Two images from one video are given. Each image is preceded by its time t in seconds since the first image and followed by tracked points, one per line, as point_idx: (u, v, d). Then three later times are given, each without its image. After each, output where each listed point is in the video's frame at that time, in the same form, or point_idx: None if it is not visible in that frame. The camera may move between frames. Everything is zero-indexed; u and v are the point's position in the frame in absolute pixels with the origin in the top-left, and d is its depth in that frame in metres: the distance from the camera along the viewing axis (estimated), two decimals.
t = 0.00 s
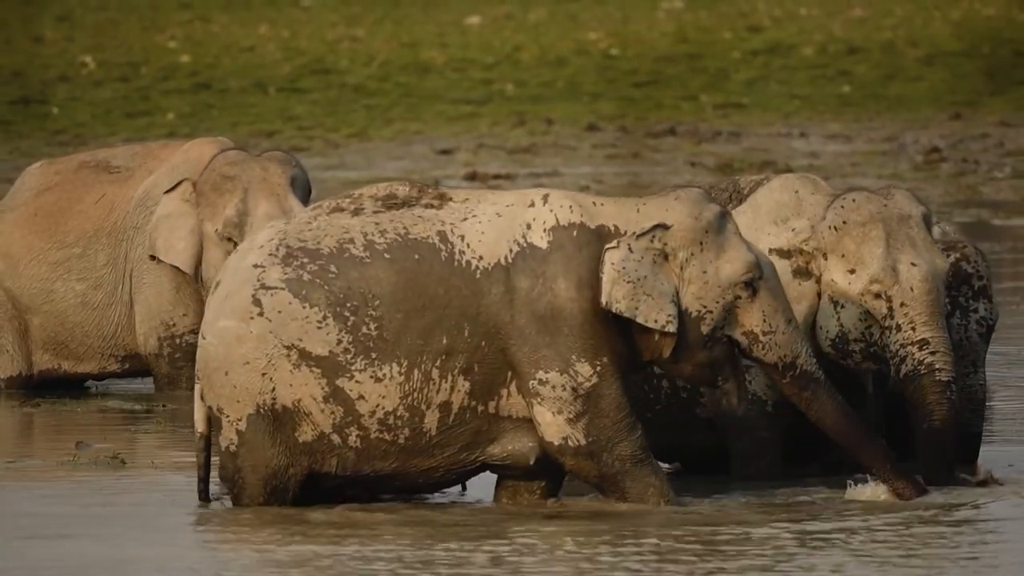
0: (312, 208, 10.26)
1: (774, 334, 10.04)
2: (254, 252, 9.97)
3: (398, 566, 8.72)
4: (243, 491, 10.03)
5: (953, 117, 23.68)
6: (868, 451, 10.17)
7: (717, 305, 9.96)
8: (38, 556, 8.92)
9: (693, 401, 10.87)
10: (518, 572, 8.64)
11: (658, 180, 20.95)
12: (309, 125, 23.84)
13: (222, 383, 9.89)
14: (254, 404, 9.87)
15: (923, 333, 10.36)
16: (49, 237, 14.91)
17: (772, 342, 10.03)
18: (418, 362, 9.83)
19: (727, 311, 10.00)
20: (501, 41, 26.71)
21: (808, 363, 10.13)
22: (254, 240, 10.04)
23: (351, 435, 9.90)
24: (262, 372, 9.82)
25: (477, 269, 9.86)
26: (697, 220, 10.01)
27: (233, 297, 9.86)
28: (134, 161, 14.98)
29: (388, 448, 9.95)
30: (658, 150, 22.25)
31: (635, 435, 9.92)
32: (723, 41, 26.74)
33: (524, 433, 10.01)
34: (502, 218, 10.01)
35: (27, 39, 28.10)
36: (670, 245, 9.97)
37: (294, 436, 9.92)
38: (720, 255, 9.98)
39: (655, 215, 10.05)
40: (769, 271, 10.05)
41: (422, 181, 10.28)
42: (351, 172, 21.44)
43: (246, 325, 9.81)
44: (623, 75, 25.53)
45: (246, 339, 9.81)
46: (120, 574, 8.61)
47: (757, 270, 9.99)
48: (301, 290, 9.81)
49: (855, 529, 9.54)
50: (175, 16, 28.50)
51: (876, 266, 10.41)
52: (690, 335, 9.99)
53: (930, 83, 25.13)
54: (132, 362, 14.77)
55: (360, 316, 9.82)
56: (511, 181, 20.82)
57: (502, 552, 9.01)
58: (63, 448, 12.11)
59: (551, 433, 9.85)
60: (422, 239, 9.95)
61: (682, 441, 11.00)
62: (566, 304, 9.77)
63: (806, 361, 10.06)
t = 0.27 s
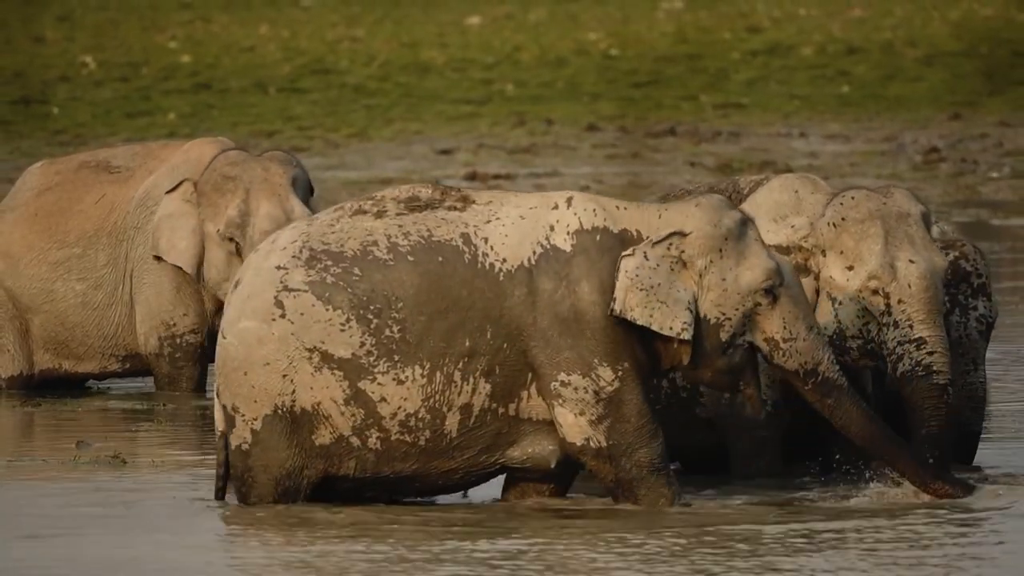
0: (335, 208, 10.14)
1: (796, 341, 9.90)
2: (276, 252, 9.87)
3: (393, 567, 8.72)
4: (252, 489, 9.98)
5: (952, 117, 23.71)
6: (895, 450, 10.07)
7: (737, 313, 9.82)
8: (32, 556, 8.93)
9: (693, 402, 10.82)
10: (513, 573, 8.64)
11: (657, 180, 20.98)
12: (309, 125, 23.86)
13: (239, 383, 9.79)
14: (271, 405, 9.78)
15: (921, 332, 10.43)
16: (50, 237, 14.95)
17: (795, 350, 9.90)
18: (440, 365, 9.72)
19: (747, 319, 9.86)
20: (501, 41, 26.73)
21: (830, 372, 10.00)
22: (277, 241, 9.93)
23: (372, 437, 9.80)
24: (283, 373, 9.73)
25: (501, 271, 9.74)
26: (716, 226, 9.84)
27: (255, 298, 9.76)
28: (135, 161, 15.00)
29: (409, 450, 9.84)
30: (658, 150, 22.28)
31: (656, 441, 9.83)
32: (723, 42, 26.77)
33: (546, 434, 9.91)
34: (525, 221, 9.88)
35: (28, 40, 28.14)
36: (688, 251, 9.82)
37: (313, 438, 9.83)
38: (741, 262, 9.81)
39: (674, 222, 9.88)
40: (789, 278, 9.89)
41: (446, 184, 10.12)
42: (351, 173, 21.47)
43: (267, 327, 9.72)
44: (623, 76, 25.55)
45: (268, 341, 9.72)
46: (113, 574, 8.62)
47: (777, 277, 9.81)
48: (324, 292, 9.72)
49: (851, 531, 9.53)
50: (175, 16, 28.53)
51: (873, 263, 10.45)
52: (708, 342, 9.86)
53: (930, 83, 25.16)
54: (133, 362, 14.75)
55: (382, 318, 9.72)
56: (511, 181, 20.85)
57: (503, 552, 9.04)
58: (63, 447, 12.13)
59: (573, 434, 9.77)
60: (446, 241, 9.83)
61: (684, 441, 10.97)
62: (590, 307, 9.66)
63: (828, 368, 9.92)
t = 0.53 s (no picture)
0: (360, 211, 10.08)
1: (818, 354, 9.88)
2: (300, 255, 9.81)
3: (386, 567, 8.73)
4: (261, 488, 9.94)
5: (951, 117, 23.76)
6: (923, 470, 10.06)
7: (759, 324, 9.80)
8: (30, 556, 8.96)
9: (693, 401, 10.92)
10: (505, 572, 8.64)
11: (657, 180, 21.03)
12: (310, 125, 23.91)
13: (258, 383, 9.74)
14: (289, 406, 9.73)
15: (916, 332, 10.51)
16: (51, 237, 14.99)
17: (819, 362, 9.90)
18: (463, 369, 9.67)
19: (770, 330, 9.84)
20: (500, 42, 26.78)
21: (854, 384, 10.00)
22: (302, 244, 9.88)
23: (392, 441, 9.74)
24: (303, 376, 9.68)
25: (525, 276, 9.68)
26: (740, 238, 9.82)
27: (278, 300, 9.71)
28: (136, 162, 15.04)
29: (429, 453, 9.77)
30: (657, 151, 22.33)
31: (678, 449, 9.82)
32: (723, 42, 26.83)
33: (568, 439, 9.83)
34: (551, 227, 9.83)
35: (29, 41, 28.19)
36: (711, 262, 9.79)
37: (331, 442, 9.77)
38: (765, 274, 9.78)
39: (699, 232, 9.85)
40: (813, 289, 9.87)
41: (471, 190, 10.07)
42: (351, 173, 21.51)
43: (289, 329, 9.67)
44: (623, 76, 25.60)
45: (290, 344, 9.66)
46: (108, 573, 8.65)
47: (800, 289, 9.80)
48: (348, 296, 9.67)
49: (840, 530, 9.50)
50: (176, 17, 28.58)
51: (869, 264, 10.51)
52: (731, 354, 9.83)
53: (929, 83, 25.21)
54: (133, 361, 14.80)
55: (406, 323, 9.67)
56: (511, 181, 20.90)
57: (503, 548, 9.07)
58: (64, 447, 12.19)
59: (595, 438, 9.72)
60: (471, 246, 9.77)
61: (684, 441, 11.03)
62: (615, 312, 9.63)
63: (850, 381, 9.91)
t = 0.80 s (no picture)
0: (380, 217, 10.00)
1: (843, 359, 9.87)
2: (322, 259, 9.72)
3: (392, 568, 8.76)
4: (271, 488, 9.78)
5: (949, 118, 23.82)
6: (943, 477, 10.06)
7: (784, 331, 9.79)
8: (35, 557, 8.99)
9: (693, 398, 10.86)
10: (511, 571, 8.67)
11: (656, 181, 21.07)
12: (310, 126, 23.95)
13: (275, 385, 9.60)
14: (306, 409, 9.60)
15: (915, 334, 10.47)
16: (52, 238, 15.03)
17: (841, 368, 9.87)
18: (484, 374, 9.58)
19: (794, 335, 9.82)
20: (500, 43, 26.82)
21: (880, 392, 9.94)
22: (324, 248, 9.78)
23: (410, 446, 9.65)
24: (322, 380, 9.56)
25: (548, 282, 9.60)
26: (763, 246, 9.79)
27: (299, 303, 9.60)
28: (137, 162, 15.09)
29: (448, 457, 9.68)
30: (656, 151, 22.39)
31: (692, 457, 9.73)
32: (722, 43, 26.88)
33: (586, 446, 9.72)
34: (574, 232, 9.74)
35: (30, 42, 28.25)
36: (734, 271, 9.75)
37: (347, 446, 9.66)
38: (788, 281, 9.77)
39: (722, 241, 9.79)
40: (836, 295, 9.84)
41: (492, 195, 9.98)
42: (352, 173, 21.55)
43: (310, 333, 9.56)
44: (622, 77, 25.64)
45: (309, 347, 9.55)
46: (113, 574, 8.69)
47: (823, 296, 9.78)
48: (371, 301, 9.58)
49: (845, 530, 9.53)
50: (176, 18, 28.63)
51: (869, 267, 10.43)
52: (758, 361, 9.81)
53: (927, 84, 25.26)
54: (134, 362, 14.82)
55: (428, 328, 9.59)
56: (510, 182, 20.95)
57: (508, 549, 9.10)
58: (65, 447, 12.23)
59: (614, 441, 9.62)
60: (494, 252, 9.68)
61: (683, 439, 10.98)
62: (638, 317, 9.54)
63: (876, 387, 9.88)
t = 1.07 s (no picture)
0: (398, 221, 10.06)
1: (862, 354, 9.88)
2: (340, 265, 9.80)
3: (394, 567, 8.79)
4: (280, 489, 9.92)
5: (948, 119, 23.86)
6: (962, 474, 10.09)
7: (804, 328, 9.82)
8: (38, 558, 9.01)
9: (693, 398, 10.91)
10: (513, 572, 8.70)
11: (655, 181, 21.10)
12: (310, 127, 23.98)
13: (289, 388, 9.71)
14: (321, 413, 9.70)
15: (915, 331, 10.44)
16: (53, 238, 15.06)
17: (862, 364, 9.89)
18: (501, 378, 9.63)
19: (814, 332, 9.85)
20: (500, 43, 26.86)
21: (898, 387, 9.96)
22: (342, 253, 9.85)
23: (426, 450, 9.72)
24: (337, 385, 9.66)
25: (565, 284, 9.64)
26: (782, 243, 9.81)
27: (315, 309, 9.70)
28: (138, 162, 15.12)
29: (465, 460, 9.74)
30: (656, 152, 22.42)
31: (703, 460, 9.82)
32: (721, 44, 26.93)
33: (600, 447, 9.78)
34: (590, 235, 9.77)
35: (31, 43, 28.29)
36: (753, 268, 9.77)
37: (363, 450, 9.75)
38: (808, 277, 9.79)
39: (740, 239, 9.81)
40: (855, 291, 9.86)
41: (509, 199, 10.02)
42: (352, 173, 21.58)
43: (326, 338, 9.65)
44: (621, 77, 25.68)
45: (325, 353, 9.64)
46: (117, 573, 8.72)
47: (842, 292, 9.81)
48: (388, 307, 9.66)
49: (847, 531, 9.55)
50: (176, 19, 28.67)
51: (868, 262, 10.45)
52: (779, 357, 9.84)
53: (927, 84, 25.31)
54: (135, 362, 14.87)
55: (445, 333, 9.65)
56: (510, 182, 20.98)
57: (513, 548, 9.13)
58: (67, 447, 12.25)
59: (625, 442, 9.69)
60: (511, 255, 9.72)
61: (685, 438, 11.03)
62: (655, 319, 9.57)
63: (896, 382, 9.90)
